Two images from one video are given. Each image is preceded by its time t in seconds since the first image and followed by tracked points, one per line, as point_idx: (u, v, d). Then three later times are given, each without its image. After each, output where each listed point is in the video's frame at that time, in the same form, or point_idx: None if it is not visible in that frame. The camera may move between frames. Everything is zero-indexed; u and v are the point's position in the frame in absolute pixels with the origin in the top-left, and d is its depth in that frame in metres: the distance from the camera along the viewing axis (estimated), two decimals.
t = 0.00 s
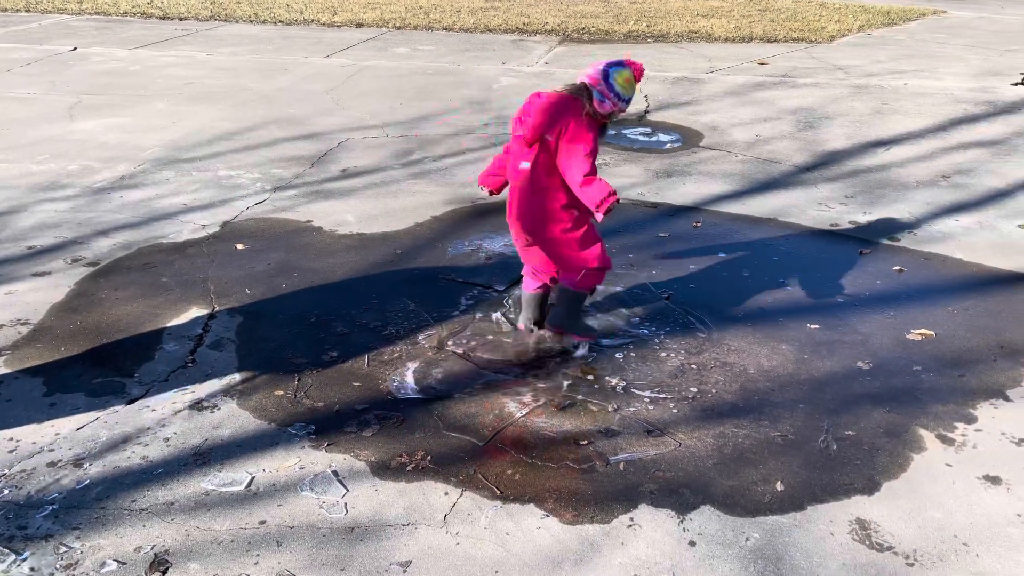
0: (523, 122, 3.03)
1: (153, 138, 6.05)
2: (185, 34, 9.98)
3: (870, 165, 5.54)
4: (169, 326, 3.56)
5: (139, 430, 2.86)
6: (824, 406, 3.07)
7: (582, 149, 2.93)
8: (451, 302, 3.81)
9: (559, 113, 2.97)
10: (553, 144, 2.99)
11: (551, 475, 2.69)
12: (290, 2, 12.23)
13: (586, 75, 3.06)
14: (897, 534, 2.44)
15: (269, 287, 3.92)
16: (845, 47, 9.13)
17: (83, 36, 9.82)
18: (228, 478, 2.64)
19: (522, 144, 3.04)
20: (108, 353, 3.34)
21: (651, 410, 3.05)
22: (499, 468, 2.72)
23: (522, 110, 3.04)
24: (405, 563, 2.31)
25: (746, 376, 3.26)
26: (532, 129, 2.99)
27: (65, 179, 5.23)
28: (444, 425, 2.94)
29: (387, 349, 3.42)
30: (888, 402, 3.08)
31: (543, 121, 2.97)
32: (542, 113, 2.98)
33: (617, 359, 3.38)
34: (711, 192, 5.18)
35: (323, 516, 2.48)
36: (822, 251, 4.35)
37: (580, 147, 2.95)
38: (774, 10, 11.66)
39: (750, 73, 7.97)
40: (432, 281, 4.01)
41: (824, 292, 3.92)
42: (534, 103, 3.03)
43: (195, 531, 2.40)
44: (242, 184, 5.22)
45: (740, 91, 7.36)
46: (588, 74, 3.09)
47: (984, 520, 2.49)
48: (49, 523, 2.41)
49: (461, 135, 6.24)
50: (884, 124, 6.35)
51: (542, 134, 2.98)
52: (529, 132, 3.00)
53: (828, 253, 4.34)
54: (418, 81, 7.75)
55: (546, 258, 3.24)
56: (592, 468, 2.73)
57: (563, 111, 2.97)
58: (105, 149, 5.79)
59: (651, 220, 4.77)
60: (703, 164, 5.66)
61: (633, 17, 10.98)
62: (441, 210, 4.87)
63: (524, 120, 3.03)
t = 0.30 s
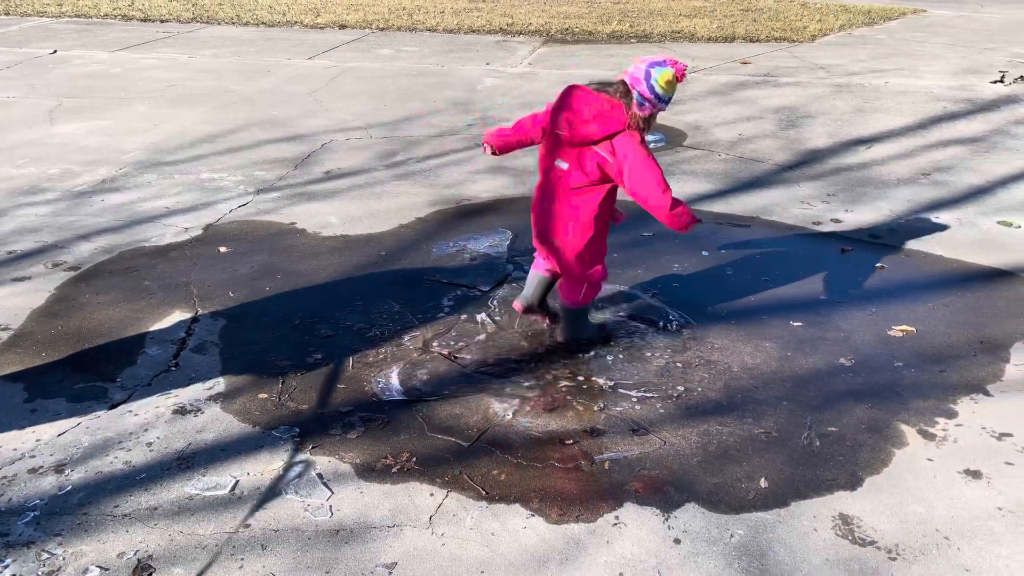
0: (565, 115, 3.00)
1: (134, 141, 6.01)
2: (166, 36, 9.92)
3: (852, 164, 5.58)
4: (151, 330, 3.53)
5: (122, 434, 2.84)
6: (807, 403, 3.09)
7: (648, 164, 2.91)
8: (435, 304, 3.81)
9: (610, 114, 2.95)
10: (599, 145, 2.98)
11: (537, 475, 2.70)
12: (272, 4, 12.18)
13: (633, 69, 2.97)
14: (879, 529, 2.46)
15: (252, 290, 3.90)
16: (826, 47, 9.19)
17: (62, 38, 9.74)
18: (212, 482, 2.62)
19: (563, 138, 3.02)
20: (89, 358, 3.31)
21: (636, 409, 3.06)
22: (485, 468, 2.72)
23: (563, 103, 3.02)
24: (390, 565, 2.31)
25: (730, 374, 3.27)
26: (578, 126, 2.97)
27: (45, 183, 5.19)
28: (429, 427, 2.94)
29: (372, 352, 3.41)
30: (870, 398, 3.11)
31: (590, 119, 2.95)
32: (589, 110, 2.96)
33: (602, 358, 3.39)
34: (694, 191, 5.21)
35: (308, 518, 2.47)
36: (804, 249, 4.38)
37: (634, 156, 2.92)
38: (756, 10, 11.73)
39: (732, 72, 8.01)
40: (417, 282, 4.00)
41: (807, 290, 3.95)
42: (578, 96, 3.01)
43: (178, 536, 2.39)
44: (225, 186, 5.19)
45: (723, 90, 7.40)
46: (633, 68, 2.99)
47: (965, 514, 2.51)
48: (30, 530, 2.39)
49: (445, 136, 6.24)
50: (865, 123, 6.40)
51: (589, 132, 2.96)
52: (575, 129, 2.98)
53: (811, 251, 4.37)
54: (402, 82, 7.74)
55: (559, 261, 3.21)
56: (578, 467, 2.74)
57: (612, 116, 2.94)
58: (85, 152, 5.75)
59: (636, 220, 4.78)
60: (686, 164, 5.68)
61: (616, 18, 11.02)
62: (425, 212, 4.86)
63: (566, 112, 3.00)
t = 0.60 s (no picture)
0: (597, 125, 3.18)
1: (110, 145, 5.95)
2: (142, 39, 9.83)
3: (829, 162, 5.63)
4: (129, 335, 3.50)
5: (99, 441, 2.82)
6: (787, 399, 3.11)
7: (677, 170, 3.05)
8: (416, 305, 3.80)
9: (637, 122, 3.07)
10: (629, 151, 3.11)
11: (518, 475, 2.70)
12: (250, 6, 12.11)
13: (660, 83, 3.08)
14: (858, 523, 2.49)
15: (231, 294, 3.88)
16: (804, 46, 9.26)
17: (37, 42, 9.63)
18: (192, 487, 2.60)
19: (598, 145, 3.19)
20: (65, 364, 3.28)
21: (618, 408, 3.07)
22: (466, 469, 2.72)
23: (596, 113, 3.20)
24: (372, 568, 2.30)
25: (710, 372, 3.29)
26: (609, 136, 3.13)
27: (20, 188, 5.13)
28: (410, 429, 2.93)
29: (353, 354, 3.40)
30: (848, 394, 3.13)
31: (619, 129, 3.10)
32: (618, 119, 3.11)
33: (583, 358, 3.40)
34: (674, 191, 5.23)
35: (288, 523, 2.46)
36: (783, 247, 4.41)
37: (666, 160, 3.05)
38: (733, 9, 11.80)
39: (711, 72, 8.05)
40: (398, 284, 3.99)
41: (786, 287, 3.98)
42: (609, 105, 3.18)
43: (157, 542, 2.37)
44: (203, 190, 5.16)
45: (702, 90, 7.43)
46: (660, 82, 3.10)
47: (942, 507, 2.54)
48: (7, 539, 2.37)
49: (425, 137, 6.23)
50: (842, 121, 6.46)
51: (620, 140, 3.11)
52: (609, 137, 3.14)
53: (789, 249, 4.40)
54: (381, 84, 7.71)
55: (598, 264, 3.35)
56: (559, 467, 2.74)
57: (646, 123, 3.05)
58: (61, 156, 5.69)
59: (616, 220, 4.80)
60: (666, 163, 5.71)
61: (595, 18, 11.05)
62: (405, 213, 4.85)
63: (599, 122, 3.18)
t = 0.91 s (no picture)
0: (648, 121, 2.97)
1: (82, 149, 5.88)
2: (114, 42, 9.72)
3: (804, 161, 5.68)
4: (102, 342, 3.46)
5: (73, 450, 2.78)
6: (764, 397, 3.14)
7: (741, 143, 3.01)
8: (392, 308, 3.79)
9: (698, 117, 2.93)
10: (689, 146, 2.98)
11: (497, 477, 2.70)
12: (224, 8, 12.02)
13: (698, 58, 2.91)
14: (834, 518, 2.51)
15: (207, 299, 3.84)
16: (778, 46, 9.35)
17: (6, 45, 9.50)
18: (168, 495, 2.58)
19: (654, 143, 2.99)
20: (38, 372, 3.24)
21: (596, 408, 3.08)
22: (445, 472, 2.72)
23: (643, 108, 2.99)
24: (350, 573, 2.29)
25: (688, 371, 3.31)
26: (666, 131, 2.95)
27: None
28: (388, 432, 2.92)
29: (330, 358, 3.38)
30: (824, 390, 3.17)
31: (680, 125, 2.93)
32: (676, 111, 2.93)
33: (561, 358, 3.40)
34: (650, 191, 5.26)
35: (266, 529, 2.45)
36: (759, 246, 4.45)
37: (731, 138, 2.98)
38: (708, 10, 11.89)
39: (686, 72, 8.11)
40: (375, 287, 3.98)
41: (762, 286, 4.01)
42: (653, 96, 2.97)
43: (133, 551, 2.35)
44: (177, 194, 5.11)
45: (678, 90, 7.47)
46: (695, 55, 2.93)
47: (916, 501, 2.57)
48: None
49: (402, 139, 6.21)
50: (815, 120, 6.53)
51: (677, 139, 2.95)
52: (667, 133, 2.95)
53: (765, 247, 4.43)
54: (357, 86, 7.68)
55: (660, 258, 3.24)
56: (539, 468, 2.74)
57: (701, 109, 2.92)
58: (31, 162, 5.61)
59: (593, 221, 4.81)
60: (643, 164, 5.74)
61: (571, 19, 11.08)
62: (382, 216, 4.83)
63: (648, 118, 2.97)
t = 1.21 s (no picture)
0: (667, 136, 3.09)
1: (50, 155, 5.80)
2: (83, 46, 9.60)
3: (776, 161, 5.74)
4: (72, 350, 3.42)
5: (42, 460, 2.74)
6: (738, 396, 3.16)
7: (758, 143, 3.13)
8: (367, 312, 3.78)
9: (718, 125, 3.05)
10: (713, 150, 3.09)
11: (474, 480, 2.70)
12: (195, 11, 11.91)
13: (713, 63, 3.14)
14: (807, 515, 2.53)
15: (179, 305, 3.81)
16: (750, 47, 9.43)
17: None
18: (140, 504, 2.55)
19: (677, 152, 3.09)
20: (5, 382, 3.19)
21: (571, 409, 3.09)
22: (421, 476, 2.71)
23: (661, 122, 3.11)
24: None
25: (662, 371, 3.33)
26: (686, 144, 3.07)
27: None
28: (364, 437, 2.91)
29: (304, 362, 3.36)
30: (797, 388, 3.20)
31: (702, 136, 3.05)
32: (694, 123, 3.05)
33: (537, 360, 3.41)
34: (625, 192, 5.28)
35: (240, 536, 2.43)
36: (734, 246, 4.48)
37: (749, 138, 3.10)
38: (682, 11, 11.96)
39: (660, 74, 8.15)
40: (349, 291, 3.96)
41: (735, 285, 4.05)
42: (672, 109, 3.10)
43: (104, 562, 2.32)
44: (149, 199, 5.06)
45: (651, 92, 7.52)
46: (709, 60, 3.15)
47: (888, 496, 2.61)
48: None
49: (377, 142, 6.19)
50: (787, 119, 6.60)
51: (700, 145, 3.06)
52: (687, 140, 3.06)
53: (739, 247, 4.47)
54: (331, 89, 7.65)
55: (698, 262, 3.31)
56: (515, 470, 2.74)
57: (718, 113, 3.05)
58: None
59: (568, 222, 4.82)
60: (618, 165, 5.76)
61: (546, 21, 11.11)
62: (357, 219, 4.81)
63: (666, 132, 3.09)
